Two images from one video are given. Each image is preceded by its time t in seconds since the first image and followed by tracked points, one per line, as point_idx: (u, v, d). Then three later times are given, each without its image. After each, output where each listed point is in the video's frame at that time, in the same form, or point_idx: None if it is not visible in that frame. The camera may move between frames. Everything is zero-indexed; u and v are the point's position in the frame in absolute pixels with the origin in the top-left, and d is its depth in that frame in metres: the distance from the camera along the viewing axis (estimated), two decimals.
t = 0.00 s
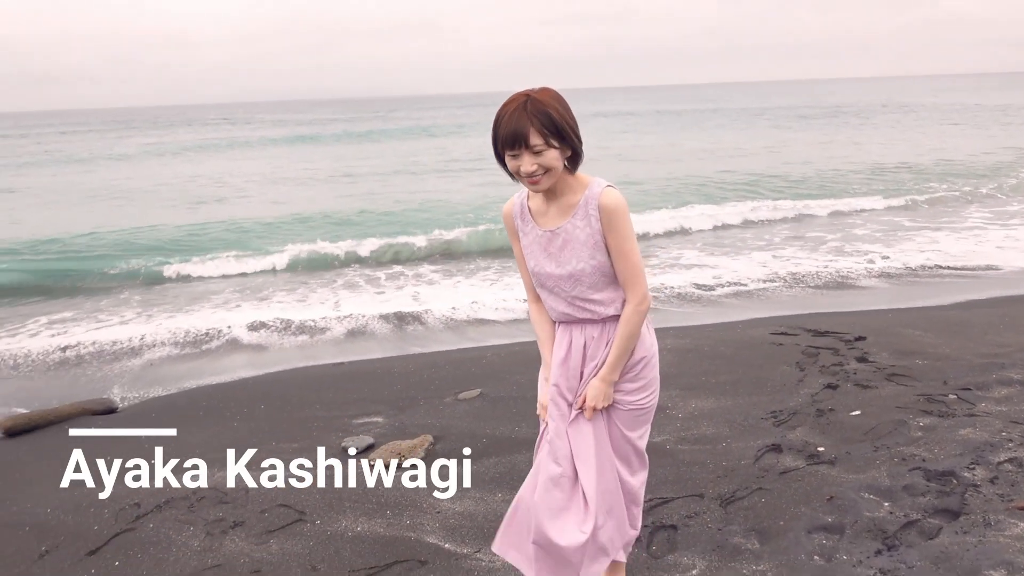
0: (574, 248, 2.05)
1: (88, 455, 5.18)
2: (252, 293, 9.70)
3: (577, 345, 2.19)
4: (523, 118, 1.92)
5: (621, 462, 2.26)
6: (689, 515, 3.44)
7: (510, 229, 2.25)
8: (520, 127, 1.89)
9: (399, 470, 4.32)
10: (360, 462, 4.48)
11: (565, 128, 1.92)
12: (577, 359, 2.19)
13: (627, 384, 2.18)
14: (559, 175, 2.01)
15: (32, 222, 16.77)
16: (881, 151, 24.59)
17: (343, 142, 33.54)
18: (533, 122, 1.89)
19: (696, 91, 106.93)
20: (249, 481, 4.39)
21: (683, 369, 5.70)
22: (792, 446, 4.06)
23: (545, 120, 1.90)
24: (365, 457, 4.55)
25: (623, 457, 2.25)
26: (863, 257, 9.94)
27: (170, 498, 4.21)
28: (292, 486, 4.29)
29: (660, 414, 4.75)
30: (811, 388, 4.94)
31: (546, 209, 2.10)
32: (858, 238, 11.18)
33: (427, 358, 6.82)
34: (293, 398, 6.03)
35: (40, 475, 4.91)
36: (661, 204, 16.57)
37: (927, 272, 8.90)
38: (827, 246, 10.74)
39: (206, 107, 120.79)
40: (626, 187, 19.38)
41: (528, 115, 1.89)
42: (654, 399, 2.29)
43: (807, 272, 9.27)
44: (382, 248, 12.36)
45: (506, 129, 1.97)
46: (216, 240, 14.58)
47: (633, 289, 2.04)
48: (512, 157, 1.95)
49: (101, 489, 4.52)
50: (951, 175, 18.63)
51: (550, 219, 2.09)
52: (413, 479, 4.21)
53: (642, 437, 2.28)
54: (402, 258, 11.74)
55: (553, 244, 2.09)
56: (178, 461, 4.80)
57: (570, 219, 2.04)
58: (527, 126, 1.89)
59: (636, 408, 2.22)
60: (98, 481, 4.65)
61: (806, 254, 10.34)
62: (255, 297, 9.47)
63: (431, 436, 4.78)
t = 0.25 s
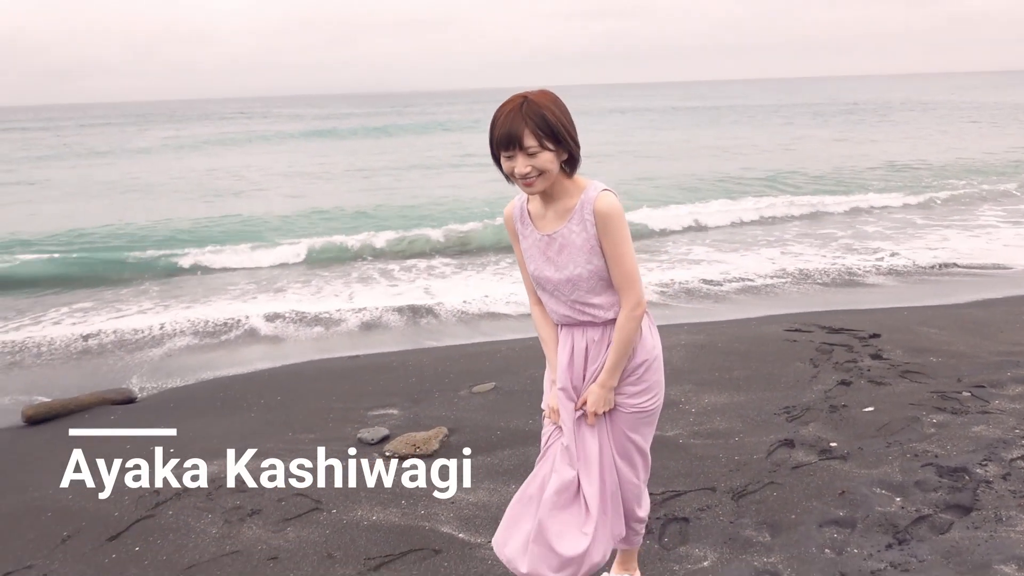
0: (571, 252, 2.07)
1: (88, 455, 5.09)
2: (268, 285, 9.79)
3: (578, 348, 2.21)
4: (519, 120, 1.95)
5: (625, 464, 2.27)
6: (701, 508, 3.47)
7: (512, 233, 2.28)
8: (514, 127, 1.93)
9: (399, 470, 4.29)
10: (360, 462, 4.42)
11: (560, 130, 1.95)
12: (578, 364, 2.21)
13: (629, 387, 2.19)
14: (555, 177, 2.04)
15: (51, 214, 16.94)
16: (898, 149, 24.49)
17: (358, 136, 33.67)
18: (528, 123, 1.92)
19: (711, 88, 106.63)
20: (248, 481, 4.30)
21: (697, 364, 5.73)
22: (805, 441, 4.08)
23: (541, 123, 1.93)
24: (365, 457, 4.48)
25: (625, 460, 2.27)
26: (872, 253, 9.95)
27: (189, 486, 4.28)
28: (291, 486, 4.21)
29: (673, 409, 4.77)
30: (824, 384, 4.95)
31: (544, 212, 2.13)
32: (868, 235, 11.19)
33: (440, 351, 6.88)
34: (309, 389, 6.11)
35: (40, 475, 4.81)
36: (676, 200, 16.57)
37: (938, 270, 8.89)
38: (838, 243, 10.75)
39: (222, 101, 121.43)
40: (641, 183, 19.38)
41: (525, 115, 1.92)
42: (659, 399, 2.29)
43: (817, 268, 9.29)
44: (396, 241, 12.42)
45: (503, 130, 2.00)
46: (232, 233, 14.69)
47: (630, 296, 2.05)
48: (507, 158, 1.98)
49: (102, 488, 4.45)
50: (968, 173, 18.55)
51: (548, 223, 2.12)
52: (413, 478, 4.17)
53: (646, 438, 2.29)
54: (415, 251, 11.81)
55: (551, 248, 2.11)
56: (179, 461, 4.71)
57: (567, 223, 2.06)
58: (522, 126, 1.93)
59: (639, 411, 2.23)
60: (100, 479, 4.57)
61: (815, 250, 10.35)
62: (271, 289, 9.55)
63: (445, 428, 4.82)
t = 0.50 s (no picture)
0: (563, 259, 2.09)
1: (88, 454, 4.97)
2: (285, 275, 9.88)
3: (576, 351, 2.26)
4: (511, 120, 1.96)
5: (627, 463, 2.35)
6: (714, 498, 3.51)
7: (511, 235, 2.31)
8: (505, 126, 1.94)
9: (398, 470, 4.22)
10: (359, 461, 4.36)
11: (551, 131, 1.95)
12: (577, 367, 2.26)
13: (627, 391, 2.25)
14: (547, 179, 2.04)
15: (72, 205, 17.11)
16: (916, 146, 24.39)
17: (375, 130, 33.79)
18: (521, 123, 1.93)
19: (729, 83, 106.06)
20: (247, 482, 4.20)
21: (712, 358, 5.75)
22: (818, 435, 4.11)
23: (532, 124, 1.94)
24: (364, 456, 4.41)
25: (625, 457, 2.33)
26: (883, 249, 9.97)
27: (209, 471, 4.38)
28: (291, 486, 4.10)
29: (688, 402, 4.81)
30: (838, 379, 4.97)
31: (538, 214, 2.14)
32: (880, 231, 11.19)
33: (455, 343, 6.93)
34: (327, 378, 6.19)
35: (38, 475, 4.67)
36: (692, 195, 16.57)
37: (950, 267, 8.88)
38: (848, 239, 10.78)
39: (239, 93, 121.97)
40: (657, 178, 19.38)
41: (517, 114, 1.94)
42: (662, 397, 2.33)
43: (827, 264, 9.32)
44: (413, 232, 12.48)
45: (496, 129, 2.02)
46: (250, 224, 14.79)
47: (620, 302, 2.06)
48: (497, 157, 1.99)
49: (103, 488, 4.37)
50: (987, 170, 18.46)
51: (542, 227, 2.13)
52: (412, 479, 4.12)
53: (650, 438, 2.35)
54: (430, 243, 11.87)
55: (545, 253, 2.13)
56: (180, 459, 4.61)
57: (559, 228, 2.07)
58: (514, 126, 1.94)
59: (639, 413, 2.28)
60: (103, 478, 4.50)
61: (825, 246, 10.37)
62: (289, 278, 9.65)
63: (461, 418, 4.87)
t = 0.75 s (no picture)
0: (551, 267, 2.13)
1: (87, 455, 4.87)
2: (301, 267, 9.96)
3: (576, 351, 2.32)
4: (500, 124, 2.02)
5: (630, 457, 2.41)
6: (727, 487, 3.55)
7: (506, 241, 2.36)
8: (493, 128, 2.01)
9: (398, 470, 4.15)
10: (358, 461, 4.27)
11: (537, 136, 2.01)
12: (580, 364, 2.32)
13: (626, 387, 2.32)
14: (532, 185, 2.08)
15: (91, 199, 17.27)
16: (933, 140, 24.28)
17: (389, 124, 33.90)
18: (507, 125, 2.00)
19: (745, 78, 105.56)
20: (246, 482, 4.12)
21: (726, 350, 5.78)
22: (831, 425, 4.14)
23: (518, 128, 2.00)
24: (363, 457, 4.32)
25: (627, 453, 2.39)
26: (892, 243, 9.98)
27: (229, 459, 4.46)
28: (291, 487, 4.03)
29: (702, 393, 4.84)
30: (852, 371, 5.00)
31: (526, 220, 2.18)
32: (891, 225, 11.19)
33: (469, 335, 6.99)
34: (344, 369, 6.26)
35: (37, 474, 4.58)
36: (707, 189, 16.57)
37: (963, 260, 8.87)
38: (857, 232, 10.79)
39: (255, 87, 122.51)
40: (672, 172, 19.39)
41: (505, 116, 2.00)
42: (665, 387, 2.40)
43: (840, 257, 9.33)
44: (428, 224, 12.54)
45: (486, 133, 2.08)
46: (267, 218, 14.90)
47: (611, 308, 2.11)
48: (483, 160, 2.05)
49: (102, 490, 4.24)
50: (1005, 164, 18.37)
51: (530, 235, 2.17)
52: (411, 480, 4.03)
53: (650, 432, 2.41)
54: (445, 234, 11.93)
55: (534, 262, 2.17)
56: (180, 459, 4.47)
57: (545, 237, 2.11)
58: (500, 128, 2.01)
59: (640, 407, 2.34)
60: (101, 479, 4.38)
61: (834, 240, 10.39)
62: (305, 270, 9.72)
63: (477, 408, 4.91)
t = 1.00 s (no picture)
0: (555, 273, 2.14)
1: (88, 454, 4.76)
2: (320, 259, 10.04)
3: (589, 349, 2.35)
4: (493, 133, 2.04)
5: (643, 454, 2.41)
6: (743, 477, 3.59)
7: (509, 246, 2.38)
8: (486, 139, 2.03)
9: (398, 470, 4.08)
10: (357, 462, 4.20)
11: (531, 144, 2.02)
12: (591, 360, 2.37)
13: (636, 380, 2.33)
14: (528, 194, 2.10)
15: (112, 192, 17.46)
16: (954, 133, 24.14)
17: (406, 117, 34.01)
18: (500, 134, 2.02)
19: (763, 71, 104.89)
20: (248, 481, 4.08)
21: (743, 343, 5.81)
22: (848, 417, 4.16)
23: (512, 139, 2.02)
24: (363, 457, 4.26)
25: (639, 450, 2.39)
26: (903, 236, 9.98)
27: (252, 447, 4.54)
28: (291, 487, 3.98)
29: (720, 385, 4.88)
30: (869, 364, 5.02)
31: (525, 228, 2.20)
32: (905, 218, 11.19)
33: (488, 327, 7.05)
34: (363, 360, 6.33)
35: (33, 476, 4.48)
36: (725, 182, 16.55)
37: (982, 254, 8.85)
38: (869, 226, 10.80)
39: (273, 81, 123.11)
40: (690, 165, 19.38)
41: (497, 126, 2.02)
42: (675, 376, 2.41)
43: (858, 250, 9.32)
44: (446, 214, 12.59)
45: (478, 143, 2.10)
46: (286, 210, 15.00)
47: (618, 308, 2.13)
48: (478, 169, 2.07)
49: (100, 492, 4.16)
50: None
51: (531, 241, 2.19)
52: (411, 480, 3.96)
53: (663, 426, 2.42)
54: (464, 226, 11.99)
55: (537, 269, 2.19)
56: (179, 460, 4.43)
57: (545, 245, 2.12)
58: (493, 137, 2.03)
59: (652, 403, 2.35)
60: (101, 480, 4.30)
61: (847, 233, 10.40)
62: (324, 262, 9.81)
63: (496, 399, 4.97)
